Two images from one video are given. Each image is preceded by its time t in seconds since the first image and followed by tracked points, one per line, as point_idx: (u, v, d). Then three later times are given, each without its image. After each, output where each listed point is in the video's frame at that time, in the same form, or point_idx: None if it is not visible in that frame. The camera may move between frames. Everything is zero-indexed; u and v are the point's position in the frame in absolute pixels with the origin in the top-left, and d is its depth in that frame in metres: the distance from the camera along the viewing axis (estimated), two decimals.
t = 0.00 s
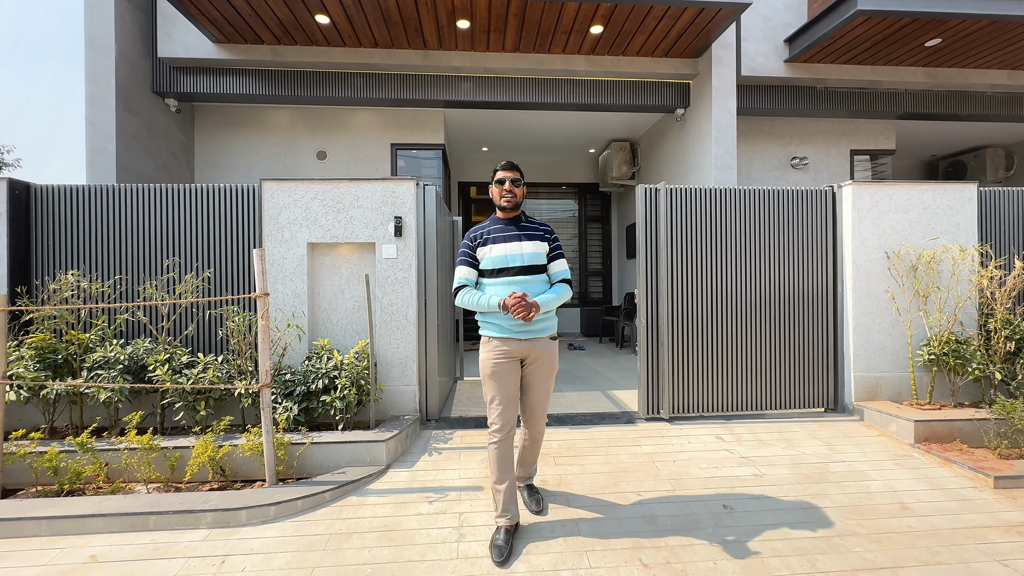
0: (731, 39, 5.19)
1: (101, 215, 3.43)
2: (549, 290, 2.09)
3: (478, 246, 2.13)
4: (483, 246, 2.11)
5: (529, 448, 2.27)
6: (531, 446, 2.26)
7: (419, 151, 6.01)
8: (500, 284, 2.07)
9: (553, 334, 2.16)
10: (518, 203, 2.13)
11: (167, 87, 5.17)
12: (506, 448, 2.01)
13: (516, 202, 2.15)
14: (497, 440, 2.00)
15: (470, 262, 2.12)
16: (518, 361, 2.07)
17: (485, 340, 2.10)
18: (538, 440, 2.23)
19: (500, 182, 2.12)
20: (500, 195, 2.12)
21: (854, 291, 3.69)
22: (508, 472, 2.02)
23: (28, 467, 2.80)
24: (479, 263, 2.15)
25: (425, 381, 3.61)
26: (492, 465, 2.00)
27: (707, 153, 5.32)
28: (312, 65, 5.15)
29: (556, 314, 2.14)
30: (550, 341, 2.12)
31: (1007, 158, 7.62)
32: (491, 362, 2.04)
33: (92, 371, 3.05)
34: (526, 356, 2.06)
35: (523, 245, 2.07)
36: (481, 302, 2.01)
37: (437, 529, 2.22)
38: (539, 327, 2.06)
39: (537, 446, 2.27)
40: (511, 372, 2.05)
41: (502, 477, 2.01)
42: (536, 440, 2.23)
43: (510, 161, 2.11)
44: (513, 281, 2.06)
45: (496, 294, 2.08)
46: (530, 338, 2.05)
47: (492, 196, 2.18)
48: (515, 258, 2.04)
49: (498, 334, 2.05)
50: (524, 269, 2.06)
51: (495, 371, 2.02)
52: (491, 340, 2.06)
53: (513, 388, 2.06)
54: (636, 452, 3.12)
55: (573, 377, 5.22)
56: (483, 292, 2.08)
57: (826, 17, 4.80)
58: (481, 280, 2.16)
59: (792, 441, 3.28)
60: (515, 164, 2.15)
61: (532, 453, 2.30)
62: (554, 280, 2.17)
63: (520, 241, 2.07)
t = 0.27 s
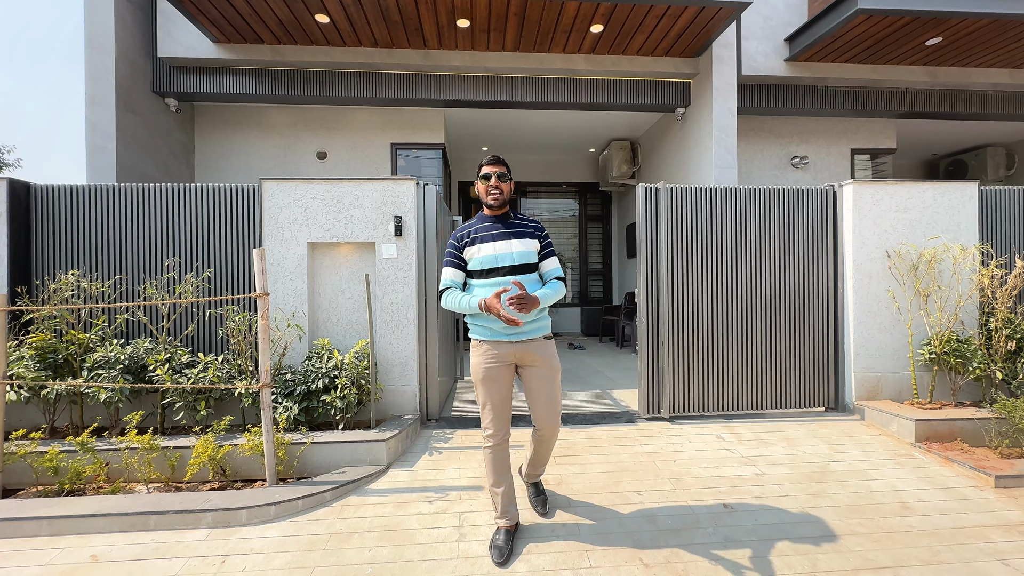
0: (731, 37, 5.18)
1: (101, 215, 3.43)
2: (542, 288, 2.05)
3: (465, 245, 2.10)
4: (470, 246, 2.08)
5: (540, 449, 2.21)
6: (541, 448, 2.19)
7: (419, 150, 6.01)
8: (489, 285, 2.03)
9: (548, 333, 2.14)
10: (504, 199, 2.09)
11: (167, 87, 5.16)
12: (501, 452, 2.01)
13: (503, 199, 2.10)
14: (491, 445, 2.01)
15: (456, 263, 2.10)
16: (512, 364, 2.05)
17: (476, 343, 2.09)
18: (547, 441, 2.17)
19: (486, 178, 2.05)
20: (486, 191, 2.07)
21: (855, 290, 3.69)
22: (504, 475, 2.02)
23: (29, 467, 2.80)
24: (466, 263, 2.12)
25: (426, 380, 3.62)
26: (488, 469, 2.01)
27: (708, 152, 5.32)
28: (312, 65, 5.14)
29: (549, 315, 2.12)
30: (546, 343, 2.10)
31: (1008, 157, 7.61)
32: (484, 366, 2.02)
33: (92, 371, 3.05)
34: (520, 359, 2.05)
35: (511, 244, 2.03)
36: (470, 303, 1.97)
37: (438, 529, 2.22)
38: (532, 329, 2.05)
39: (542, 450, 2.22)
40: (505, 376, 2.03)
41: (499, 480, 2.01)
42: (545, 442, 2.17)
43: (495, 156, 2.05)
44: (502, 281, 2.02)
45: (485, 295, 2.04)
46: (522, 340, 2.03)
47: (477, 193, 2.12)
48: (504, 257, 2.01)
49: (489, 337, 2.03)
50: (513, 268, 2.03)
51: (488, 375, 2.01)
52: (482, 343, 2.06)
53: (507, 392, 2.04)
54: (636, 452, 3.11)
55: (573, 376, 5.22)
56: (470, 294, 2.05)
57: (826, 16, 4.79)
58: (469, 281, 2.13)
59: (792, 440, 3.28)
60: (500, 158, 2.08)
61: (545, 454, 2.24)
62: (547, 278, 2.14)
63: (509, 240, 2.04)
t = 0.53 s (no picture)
0: (732, 36, 5.17)
1: (101, 214, 3.43)
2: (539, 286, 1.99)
3: (456, 242, 2.04)
4: (460, 243, 2.02)
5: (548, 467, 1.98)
6: (547, 464, 1.98)
7: (420, 150, 6.01)
8: (482, 283, 1.96)
9: (547, 332, 2.05)
10: (500, 197, 2.02)
11: (167, 87, 5.16)
12: (500, 454, 1.99)
13: (499, 196, 2.03)
14: (488, 447, 1.99)
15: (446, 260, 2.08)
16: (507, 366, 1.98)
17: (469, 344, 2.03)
18: (553, 455, 1.97)
19: (481, 174, 1.99)
20: (481, 188, 1.99)
21: (856, 289, 3.69)
22: (504, 476, 2.01)
23: (30, 467, 2.81)
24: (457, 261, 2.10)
25: (426, 380, 3.62)
26: (488, 471, 2.00)
27: (708, 152, 5.31)
28: (313, 64, 5.14)
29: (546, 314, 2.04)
30: (543, 343, 2.01)
31: (1009, 156, 7.61)
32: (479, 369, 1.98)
33: (92, 371, 3.05)
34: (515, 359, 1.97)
35: (507, 242, 1.96)
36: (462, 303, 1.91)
37: (438, 529, 2.22)
38: (527, 329, 1.97)
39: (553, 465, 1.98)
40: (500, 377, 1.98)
41: (499, 481, 2.01)
42: (551, 455, 1.98)
43: (490, 151, 1.99)
44: (494, 279, 1.94)
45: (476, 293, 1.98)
46: (515, 341, 1.96)
47: (470, 188, 2.05)
48: (499, 254, 1.94)
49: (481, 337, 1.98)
50: (506, 266, 1.95)
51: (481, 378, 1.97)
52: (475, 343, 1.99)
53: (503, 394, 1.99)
54: (637, 451, 3.11)
55: (574, 375, 5.22)
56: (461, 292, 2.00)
57: (827, 15, 4.78)
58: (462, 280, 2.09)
59: (793, 440, 3.28)
60: (495, 154, 2.04)
61: (557, 475, 1.99)
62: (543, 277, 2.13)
63: (503, 237, 1.97)
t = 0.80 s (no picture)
0: (732, 35, 5.17)
1: (101, 214, 3.43)
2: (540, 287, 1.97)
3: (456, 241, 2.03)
4: (461, 242, 2.01)
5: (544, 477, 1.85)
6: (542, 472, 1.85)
7: (420, 149, 6.00)
8: (482, 283, 1.94)
9: (548, 333, 2.01)
10: (503, 195, 2.01)
11: (167, 86, 5.16)
12: (501, 454, 1.97)
13: (502, 194, 2.02)
14: (488, 447, 1.97)
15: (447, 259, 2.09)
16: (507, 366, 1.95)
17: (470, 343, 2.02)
18: (549, 462, 1.85)
19: (484, 172, 1.98)
20: (484, 186, 1.98)
21: (857, 288, 3.68)
22: (505, 477, 2.00)
23: (31, 466, 2.80)
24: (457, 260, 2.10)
25: (426, 379, 3.62)
26: (489, 471, 1.99)
27: (708, 151, 5.31)
28: (312, 63, 5.14)
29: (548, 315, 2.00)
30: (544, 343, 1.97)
31: (1010, 155, 7.60)
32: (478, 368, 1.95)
33: (92, 371, 3.05)
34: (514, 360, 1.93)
35: (508, 241, 1.94)
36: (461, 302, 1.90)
37: (439, 528, 2.22)
38: (527, 330, 1.93)
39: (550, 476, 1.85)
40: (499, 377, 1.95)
41: (499, 481, 2.00)
42: (548, 463, 1.86)
43: (494, 149, 1.98)
44: (494, 279, 1.92)
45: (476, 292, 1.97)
46: (515, 342, 1.92)
47: (474, 186, 2.04)
48: (499, 254, 1.91)
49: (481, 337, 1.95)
50: (507, 266, 1.92)
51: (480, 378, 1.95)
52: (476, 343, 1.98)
53: (502, 394, 1.97)
54: (637, 451, 3.11)
55: (574, 375, 5.22)
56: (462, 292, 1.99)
57: (827, 13, 4.77)
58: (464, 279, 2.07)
59: (794, 439, 3.27)
60: (499, 152, 2.04)
61: (553, 488, 1.84)
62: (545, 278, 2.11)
63: (504, 236, 1.94)
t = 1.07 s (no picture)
0: (732, 34, 5.16)
1: (100, 214, 3.42)
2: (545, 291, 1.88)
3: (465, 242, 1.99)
4: (469, 242, 1.97)
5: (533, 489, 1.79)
6: (532, 484, 1.79)
7: (420, 148, 6.00)
8: (486, 285, 1.90)
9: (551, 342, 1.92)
10: (512, 194, 1.93)
11: (167, 85, 5.15)
12: (499, 459, 1.94)
13: (511, 193, 1.94)
14: (487, 452, 1.95)
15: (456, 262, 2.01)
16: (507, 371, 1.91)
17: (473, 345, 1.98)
18: (539, 474, 1.79)
19: (493, 171, 1.93)
20: (493, 185, 1.94)
21: (857, 287, 3.67)
22: (505, 481, 1.98)
23: (31, 466, 2.80)
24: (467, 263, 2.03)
25: (426, 379, 3.61)
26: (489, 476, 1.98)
27: (708, 149, 5.30)
28: (312, 63, 5.13)
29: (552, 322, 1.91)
30: (545, 353, 1.88)
31: (1011, 153, 7.59)
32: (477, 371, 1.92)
33: (93, 370, 3.05)
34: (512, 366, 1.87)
35: (514, 242, 1.88)
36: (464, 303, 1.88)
37: (439, 527, 2.22)
38: (528, 337, 1.86)
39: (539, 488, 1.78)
40: (499, 382, 1.91)
41: (500, 486, 1.98)
42: (538, 474, 1.79)
43: (505, 148, 1.94)
44: (499, 281, 1.87)
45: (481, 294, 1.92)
46: (515, 348, 1.86)
47: (484, 186, 1.99)
48: (504, 255, 1.87)
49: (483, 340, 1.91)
50: (513, 268, 1.87)
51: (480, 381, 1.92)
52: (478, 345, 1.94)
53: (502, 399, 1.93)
54: (638, 450, 3.10)
55: (574, 374, 5.21)
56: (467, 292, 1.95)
57: (828, 12, 4.76)
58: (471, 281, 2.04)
59: (795, 438, 3.27)
60: (511, 151, 1.98)
61: (541, 500, 1.77)
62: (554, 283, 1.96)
63: (511, 237, 1.89)
